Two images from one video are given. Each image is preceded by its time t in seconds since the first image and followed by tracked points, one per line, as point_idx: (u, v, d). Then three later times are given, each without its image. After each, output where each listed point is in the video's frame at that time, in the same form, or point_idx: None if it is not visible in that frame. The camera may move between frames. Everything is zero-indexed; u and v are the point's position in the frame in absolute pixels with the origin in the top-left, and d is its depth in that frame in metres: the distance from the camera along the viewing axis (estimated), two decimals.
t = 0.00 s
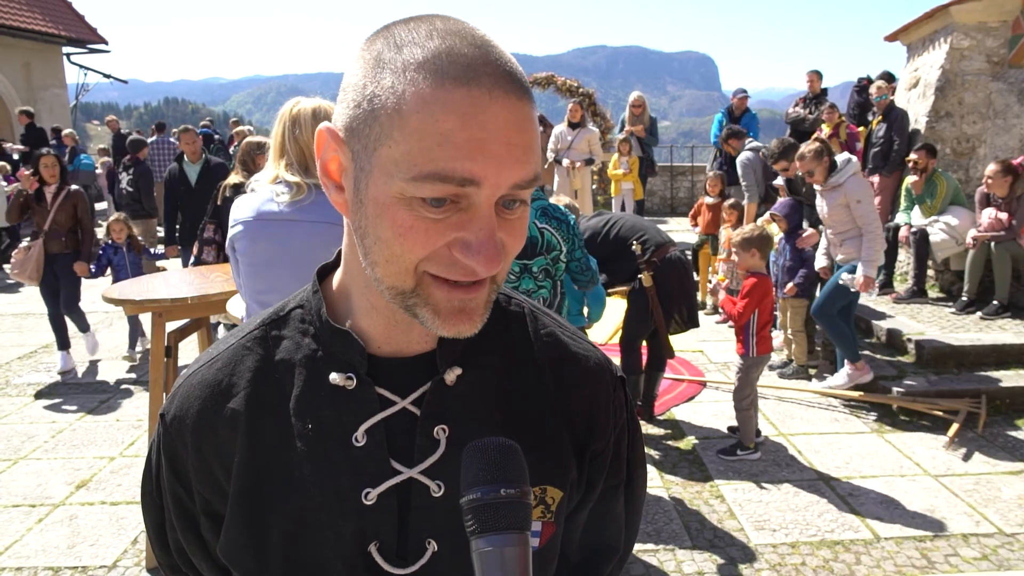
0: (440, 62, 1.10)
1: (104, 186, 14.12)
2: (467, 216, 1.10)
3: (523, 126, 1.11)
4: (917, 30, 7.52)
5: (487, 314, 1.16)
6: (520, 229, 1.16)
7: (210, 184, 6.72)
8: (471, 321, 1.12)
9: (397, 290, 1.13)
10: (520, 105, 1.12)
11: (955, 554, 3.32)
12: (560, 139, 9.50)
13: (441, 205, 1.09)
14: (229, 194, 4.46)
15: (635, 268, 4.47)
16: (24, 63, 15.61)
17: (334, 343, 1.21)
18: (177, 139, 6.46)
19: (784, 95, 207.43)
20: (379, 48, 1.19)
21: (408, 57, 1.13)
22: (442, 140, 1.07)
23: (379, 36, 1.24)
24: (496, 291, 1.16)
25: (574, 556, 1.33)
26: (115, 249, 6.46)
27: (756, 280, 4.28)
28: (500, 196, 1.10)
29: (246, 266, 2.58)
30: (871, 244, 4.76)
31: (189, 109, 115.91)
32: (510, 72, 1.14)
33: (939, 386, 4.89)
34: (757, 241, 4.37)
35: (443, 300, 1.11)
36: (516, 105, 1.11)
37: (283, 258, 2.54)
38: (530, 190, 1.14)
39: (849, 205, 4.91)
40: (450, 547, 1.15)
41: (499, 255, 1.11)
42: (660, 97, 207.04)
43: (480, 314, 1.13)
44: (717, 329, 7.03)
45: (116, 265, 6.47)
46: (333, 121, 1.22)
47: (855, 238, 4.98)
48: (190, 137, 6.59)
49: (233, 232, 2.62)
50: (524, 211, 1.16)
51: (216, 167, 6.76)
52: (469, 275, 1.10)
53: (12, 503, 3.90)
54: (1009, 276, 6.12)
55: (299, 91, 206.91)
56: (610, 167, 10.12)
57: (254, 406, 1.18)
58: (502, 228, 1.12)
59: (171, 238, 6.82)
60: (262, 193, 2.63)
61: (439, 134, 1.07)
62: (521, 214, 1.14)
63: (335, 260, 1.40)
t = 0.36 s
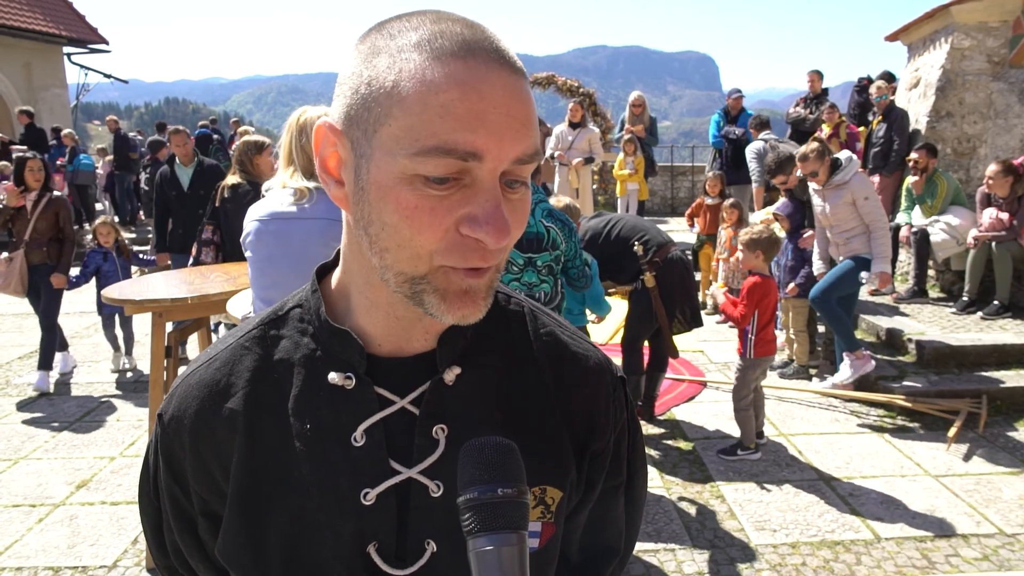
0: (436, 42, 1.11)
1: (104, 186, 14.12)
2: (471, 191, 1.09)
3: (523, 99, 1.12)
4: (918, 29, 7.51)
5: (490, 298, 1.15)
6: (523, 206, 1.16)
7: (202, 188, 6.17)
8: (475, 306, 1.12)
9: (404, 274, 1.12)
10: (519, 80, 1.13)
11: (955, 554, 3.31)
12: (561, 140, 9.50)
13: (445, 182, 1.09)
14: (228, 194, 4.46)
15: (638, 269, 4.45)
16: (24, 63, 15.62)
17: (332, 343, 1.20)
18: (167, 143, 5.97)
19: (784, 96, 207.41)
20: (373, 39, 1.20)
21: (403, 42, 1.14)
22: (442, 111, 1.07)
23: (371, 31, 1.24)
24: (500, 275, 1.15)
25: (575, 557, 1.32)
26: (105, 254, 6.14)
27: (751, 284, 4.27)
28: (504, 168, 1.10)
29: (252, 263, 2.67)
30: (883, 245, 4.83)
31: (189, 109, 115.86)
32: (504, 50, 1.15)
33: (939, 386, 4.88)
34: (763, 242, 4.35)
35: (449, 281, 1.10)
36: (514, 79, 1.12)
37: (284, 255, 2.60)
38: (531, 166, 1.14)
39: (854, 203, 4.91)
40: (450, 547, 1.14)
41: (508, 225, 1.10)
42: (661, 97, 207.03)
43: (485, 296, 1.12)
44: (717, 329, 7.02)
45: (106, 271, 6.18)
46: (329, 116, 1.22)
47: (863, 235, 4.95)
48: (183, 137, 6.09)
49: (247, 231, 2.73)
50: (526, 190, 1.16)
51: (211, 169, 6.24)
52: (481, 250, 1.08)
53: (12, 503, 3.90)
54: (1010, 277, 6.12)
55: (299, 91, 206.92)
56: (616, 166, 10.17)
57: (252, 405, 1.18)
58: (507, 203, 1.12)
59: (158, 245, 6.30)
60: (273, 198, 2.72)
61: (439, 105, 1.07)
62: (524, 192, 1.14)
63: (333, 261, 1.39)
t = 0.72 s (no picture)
0: (443, 67, 1.09)
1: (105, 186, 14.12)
2: (469, 222, 1.09)
3: (528, 131, 1.11)
4: (920, 29, 7.47)
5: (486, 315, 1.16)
6: (521, 233, 1.15)
7: (184, 187, 5.74)
8: (466, 327, 1.12)
9: (400, 294, 1.13)
10: (525, 110, 1.11)
11: (957, 555, 3.31)
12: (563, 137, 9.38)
13: (444, 212, 1.09)
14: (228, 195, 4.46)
15: (636, 270, 4.45)
16: (26, 64, 15.62)
17: (335, 344, 1.20)
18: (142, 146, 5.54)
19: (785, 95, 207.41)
20: (380, 49, 1.18)
21: (410, 60, 1.12)
22: (445, 147, 1.06)
23: (381, 37, 1.22)
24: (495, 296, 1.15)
25: (575, 559, 1.32)
26: (87, 263, 5.55)
27: (753, 283, 4.23)
28: (503, 203, 1.10)
29: (254, 261, 2.67)
30: (886, 252, 4.52)
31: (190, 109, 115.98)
32: (514, 76, 1.13)
33: (941, 386, 4.87)
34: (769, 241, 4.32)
35: (441, 308, 1.11)
36: (521, 110, 1.10)
37: (286, 252, 2.61)
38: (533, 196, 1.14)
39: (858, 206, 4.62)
40: (451, 550, 1.14)
41: (502, 261, 1.10)
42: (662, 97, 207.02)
43: (478, 322, 1.13)
44: (718, 329, 7.02)
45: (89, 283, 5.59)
46: (333, 123, 1.21)
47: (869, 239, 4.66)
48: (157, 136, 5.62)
49: (251, 231, 2.74)
50: (528, 217, 1.16)
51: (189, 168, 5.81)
52: (472, 282, 1.10)
53: (13, 503, 3.89)
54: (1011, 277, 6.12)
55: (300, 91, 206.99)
56: (615, 166, 10.12)
57: (254, 407, 1.18)
58: (505, 233, 1.12)
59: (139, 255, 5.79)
60: (279, 198, 2.73)
61: (443, 140, 1.06)
62: (524, 218, 1.14)
63: (335, 261, 1.39)
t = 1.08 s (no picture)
0: (434, 67, 1.09)
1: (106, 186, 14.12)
2: (434, 221, 1.09)
3: (507, 141, 1.10)
4: (921, 29, 7.47)
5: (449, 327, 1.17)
6: (495, 245, 1.14)
7: (179, 193, 5.62)
8: (425, 329, 1.13)
9: (365, 284, 1.15)
10: (508, 120, 1.10)
11: (958, 555, 3.30)
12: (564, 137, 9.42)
13: (412, 208, 1.09)
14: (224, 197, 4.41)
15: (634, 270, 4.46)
16: (28, 63, 15.63)
17: (337, 344, 1.20)
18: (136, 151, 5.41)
19: (787, 95, 207.33)
20: (387, 44, 1.19)
21: (408, 56, 1.12)
22: (415, 142, 1.07)
23: (394, 33, 1.23)
24: (464, 300, 1.15)
25: (580, 559, 1.32)
26: (71, 271, 5.24)
27: (751, 283, 4.24)
28: (471, 208, 1.09)
29: (253, 261, 2.67)
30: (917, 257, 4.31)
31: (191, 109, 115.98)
32: (507, 84, 1.11)
33: (943, 387, 4.87)
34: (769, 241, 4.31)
35: (402, 303, 1.12)
36: (504, 119, 1.09)
37: (286, 252, 2.61)
38: (511, 210, 1.13)
39: (887, 209, 4.43)
40: (456, 550, 1.14)
41: (457, 266, 1.10)
42: (663, 97, 207.03)
43: (438, 321, 1.13)
44: (719, 329, 7.02)
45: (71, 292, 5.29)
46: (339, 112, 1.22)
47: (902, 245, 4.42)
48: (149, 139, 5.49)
49: (251, 231, 2.74)
50: (505, 229, 1.14)
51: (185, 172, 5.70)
52: (427, 284, 1.10)
53: (16, 503, 3.90)
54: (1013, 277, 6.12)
55: (301, 91, 207.06)
56: (616, 166, 10.12)
57: (256, 407, 1.18)
58: (469, 240, 1.11)
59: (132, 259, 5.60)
60: (279, 199, 2.74)
61: (414, 135, 1.07)
62: (499, 230, 1.13)
63: (337, 262, 1.39)
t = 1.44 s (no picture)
0: (466, 74, 1.09)
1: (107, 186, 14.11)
2: (495, 228, 1.09)
3: (550, 137, 1.12)
4: (922, 29, 7.48)
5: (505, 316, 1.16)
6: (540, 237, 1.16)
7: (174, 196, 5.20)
8: (493, 325, 1.12)
9: (426, 300, 1.12)
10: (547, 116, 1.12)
11: (959, 556, 3.30)
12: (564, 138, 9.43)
13: (471, 217, 1.08)
14: (218, 198, 4.42)
15: (641, 275, 4.45)
16: (29, 63, 15.65)
17: (336, 344, 1.20)
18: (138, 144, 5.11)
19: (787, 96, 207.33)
20: (397, 54, 1.18)
21: (431, 68, 1.12)
22: (476, 153, 1.07)
23: (397, 41, 1.22)
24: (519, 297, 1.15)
25: (580, 556, 1.32)
26: (54, 275, 5.06)
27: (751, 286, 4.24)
28: (527, 207, 1.10)
29: (254, 260, 2.67)
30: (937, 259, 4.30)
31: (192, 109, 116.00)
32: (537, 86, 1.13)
33: (944, 387, 4.87)
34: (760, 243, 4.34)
35: (470, 311, 1.11)
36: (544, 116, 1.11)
37: (286, 252, 2.61)
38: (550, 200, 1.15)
39: (911, 212, 4.31)
40: (456, 549, 1.14)
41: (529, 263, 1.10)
42: (664, 98, 207.03)
43: (502, 320, 1.13)
44: (719, 329, 7.02)
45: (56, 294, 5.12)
46: (349, 132, 1.20)
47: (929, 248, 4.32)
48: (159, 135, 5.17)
49: (251, 232, 2.74)
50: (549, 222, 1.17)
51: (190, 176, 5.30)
52: (502, 287, 1.09)
53: (16, 502, 3.90)
54: (1013, 277, 6.12)
55: (302, 91, 207.11)
56: (617, 166, 10.12)
57: (256, 408, 1.18)
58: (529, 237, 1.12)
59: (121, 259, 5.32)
60: (280, 200, 2.74)
61: (473, 146, 1.07)
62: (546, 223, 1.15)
63: (337, 261, 1.39)
